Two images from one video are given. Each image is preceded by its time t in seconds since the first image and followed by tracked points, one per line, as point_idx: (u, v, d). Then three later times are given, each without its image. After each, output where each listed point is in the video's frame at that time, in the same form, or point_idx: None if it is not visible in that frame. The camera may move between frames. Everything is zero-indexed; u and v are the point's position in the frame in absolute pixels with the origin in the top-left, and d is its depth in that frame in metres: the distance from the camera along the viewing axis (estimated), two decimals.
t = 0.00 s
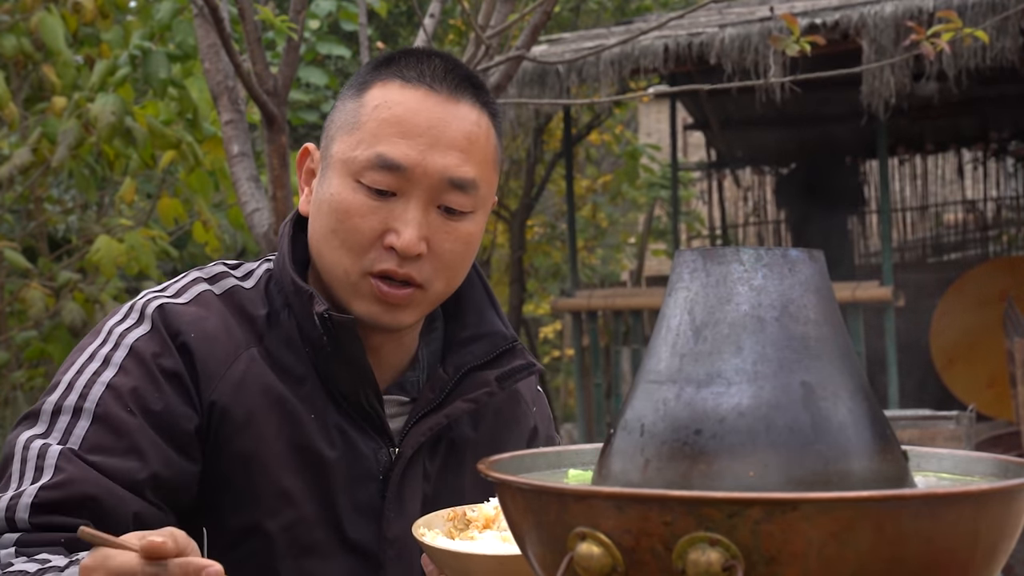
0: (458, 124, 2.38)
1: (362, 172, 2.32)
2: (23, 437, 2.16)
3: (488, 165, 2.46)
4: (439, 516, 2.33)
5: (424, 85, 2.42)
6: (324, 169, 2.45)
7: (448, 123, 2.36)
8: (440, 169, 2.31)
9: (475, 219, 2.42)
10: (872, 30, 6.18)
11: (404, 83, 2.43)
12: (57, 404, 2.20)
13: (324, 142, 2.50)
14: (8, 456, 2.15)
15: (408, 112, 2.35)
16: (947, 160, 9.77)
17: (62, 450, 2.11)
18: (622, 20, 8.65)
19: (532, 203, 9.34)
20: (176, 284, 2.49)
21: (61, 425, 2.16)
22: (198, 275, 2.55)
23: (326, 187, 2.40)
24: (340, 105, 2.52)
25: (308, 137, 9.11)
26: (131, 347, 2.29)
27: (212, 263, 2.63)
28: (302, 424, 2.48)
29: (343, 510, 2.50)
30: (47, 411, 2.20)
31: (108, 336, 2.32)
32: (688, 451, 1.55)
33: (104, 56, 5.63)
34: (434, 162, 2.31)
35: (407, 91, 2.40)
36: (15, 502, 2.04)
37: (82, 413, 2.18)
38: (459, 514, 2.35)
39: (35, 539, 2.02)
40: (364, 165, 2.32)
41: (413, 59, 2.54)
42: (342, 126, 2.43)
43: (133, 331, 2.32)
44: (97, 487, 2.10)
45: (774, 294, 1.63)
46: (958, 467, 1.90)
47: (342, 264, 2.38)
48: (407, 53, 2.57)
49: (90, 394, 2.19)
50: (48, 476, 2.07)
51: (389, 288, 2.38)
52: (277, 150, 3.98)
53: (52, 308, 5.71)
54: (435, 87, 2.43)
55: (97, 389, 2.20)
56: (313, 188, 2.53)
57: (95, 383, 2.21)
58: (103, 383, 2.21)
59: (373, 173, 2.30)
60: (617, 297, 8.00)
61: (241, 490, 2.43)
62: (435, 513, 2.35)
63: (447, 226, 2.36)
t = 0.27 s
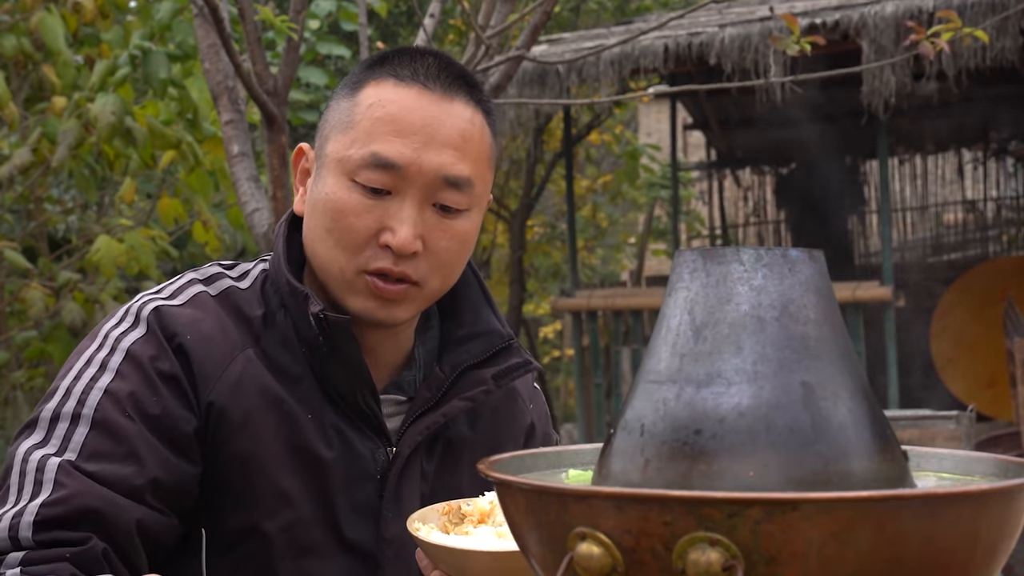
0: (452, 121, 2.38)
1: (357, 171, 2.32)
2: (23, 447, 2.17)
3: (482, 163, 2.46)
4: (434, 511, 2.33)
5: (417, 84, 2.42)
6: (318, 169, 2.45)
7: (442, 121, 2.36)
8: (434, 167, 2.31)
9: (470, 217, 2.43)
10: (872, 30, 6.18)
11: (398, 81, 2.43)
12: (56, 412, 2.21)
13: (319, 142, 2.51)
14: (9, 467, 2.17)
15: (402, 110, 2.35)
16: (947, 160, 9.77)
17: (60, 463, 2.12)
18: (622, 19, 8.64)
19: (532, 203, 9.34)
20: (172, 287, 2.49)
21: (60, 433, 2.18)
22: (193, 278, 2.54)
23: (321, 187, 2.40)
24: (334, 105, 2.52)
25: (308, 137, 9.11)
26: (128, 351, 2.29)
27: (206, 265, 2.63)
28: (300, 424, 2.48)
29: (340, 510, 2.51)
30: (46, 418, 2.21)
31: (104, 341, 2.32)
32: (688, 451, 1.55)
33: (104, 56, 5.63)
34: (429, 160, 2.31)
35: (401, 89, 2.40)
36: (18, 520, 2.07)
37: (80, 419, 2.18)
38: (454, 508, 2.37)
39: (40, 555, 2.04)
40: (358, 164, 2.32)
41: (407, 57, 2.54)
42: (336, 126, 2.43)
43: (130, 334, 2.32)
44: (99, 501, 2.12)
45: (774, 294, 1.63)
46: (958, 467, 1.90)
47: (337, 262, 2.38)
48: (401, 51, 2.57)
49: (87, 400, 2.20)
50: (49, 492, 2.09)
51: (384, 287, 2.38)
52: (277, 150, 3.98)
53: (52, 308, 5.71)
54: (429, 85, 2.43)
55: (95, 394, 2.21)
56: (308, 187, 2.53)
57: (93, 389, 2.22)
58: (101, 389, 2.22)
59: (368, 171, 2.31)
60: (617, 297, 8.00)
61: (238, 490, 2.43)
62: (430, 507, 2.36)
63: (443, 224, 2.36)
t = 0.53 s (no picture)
0: (448, 119, 2.38)
1: (354, 169, 2.32)
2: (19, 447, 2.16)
3: (479, 160, 2.45)
4: (432, 522, 2.29)
5: (414, 82, 2.42)
6: (315, 167, 2.45)
7: (439, 119, 2.36)
8: (431, 164, 2.31)
9: (467, 214, 2.42)
10: (872, 30, 6.18)
11: (394, 80, 2.43)
12: (52, 412, 2.20)
13: (315, 141, 2.50)
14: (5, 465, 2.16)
15: (399, 108, 2.35)
16: (947, 160, 9.77)
17: (57, 460, 2.11)
18: (622, 20, 8.64)
19: (531, 203, 9.34)
20: (168, 288, 2.50)
21: (57, 432, 2.17)
22: (190, 280, 2.55)
23: (318, 185, 2.39)
24: (330, 104, 2.52)
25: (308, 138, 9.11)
26: (125, 351, 2.29)
27: (200, 266, 2.65)
28: (297, 422, 2.48)
29: (338, 508, 2.50)
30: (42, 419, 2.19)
31: (100, 341, 2.32)
32: (688, 450, 1.55)
33: (104, 56, 5.64)
34: (426, 158, 2.30)
35: (398, 87, 2.40)
36: (14, 516, 2.06)
37: (77, 419, 2.18)
38: (453, 517, 2.34)
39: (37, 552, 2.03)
40: (355, 162, 2.32)
41: (404, 56, 2.54)
42: (333, 125, 2.43)
43: (126, 334, 2.32)
44: (96, 498, 2.11)
45: (774, 293, 1.63)
46: (958, 467, 1.90)
47: (335, 260, 2.38)
48: (397, 50, 2.57)
49: (83, 400, 2.20)
50: (46, 488, 2.08)
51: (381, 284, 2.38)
52: (277, 150, 3.99)
53: (52, 308, 5.71)
54: (425, 83, 2.43)
55: (91, 394, 2.20)
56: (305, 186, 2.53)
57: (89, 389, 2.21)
58: (97, 389, 2.21)
59: (365, 169, 2.30)
60: (617, 297, 8.00)
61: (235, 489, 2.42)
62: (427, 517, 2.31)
63: (440, 221, 2.36)
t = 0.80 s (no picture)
0: (455, 129, 2.37)
1: (358, 173, 2.31)
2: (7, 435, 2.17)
3: (481, 171, 2.45)
4: (414, 494, 2.33)
5: (422, 89, 2.42)
6: (318, 167, 2.43)
7: (446, 128, 2.36)
8: (437, 173, 2.30)
9: (467, 223, 2.42)
10: (873, 29, 6.18)
11: (402, 86, 2.42)
12: (40, 401, 2.20)
13: (318, 140, 2.49)
14: None
15: (407, 115, 2.34)
16: (947, 160, 9.78)
17: (43, 447, 2.12)
18: (622, 20, 8.64)
19: (531, 203, 9.34)
20: (160, 284, 2.52)
21: (44, 423, 2.17)
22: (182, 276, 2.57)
23: (320, 186, 2.38)
24: (335, 104, 2.51)
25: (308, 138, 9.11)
26: (113, 344, 2.30)
27: (195, 263, 2.67)
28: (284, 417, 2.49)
29: (328, 503, 2.51)
30: (30, 408, 2.20)
31: (89, 335, 2.34)
32: (688, 450, 1.55)
33: (104, 56, 5.64)
34: (431, 166, 2.30)
35: (406, 94, 2.39)
36: None
37: (64, 410, 2.18)
38: (434, 490, 2.37)
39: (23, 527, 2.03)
40: (361, 166, 2.31)
41: (413, 61, 2.54)
42: (338, 126, 2.42)
43: (114, 329, 2.34)
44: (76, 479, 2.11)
45: (774, 294, 1.63)
46: (958, 467, 1.90)
47: (333, 261, 2.37)
48: (406, 56, 2.56)
49: (70, 391, 2.20)
50: (31, 472, 2.08)
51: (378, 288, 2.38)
52: (278, 150, 4.00)
53: (52, 308, 5.72)
54: (433, 91, 2.42)
55: (79, 386, 2.21)
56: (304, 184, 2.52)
57: (76, 381, 2.22)
58: (84, 381, 2.22)
59: (370, 173, 2.30)
60: (617, 297, 7.99)
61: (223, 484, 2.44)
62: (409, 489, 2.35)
63: (440, 230, 2.36)
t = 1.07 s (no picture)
0: (474, 148, 2.37)
1: (376, 187, 2.30)
2: None
3: (496, 189, 2.46)
4: (414, 449, 2.45)
5: (443, 106, 2.41)
6: (332, 176, 2.42)
7: (465, 146, 2.36)
8: (454, 192, 2.30)
9: (477, 241, 2.42)
10: (873, 30, 6.18)
11: (424, 101, 2.42)
12: (32, 417, 2.23)
13: (333, 148, 2.48)
14: None
15: (428, 131, 2.34)
16: (947, 160, 9.78)
17: (29, 469, 2.14)
18: (622, 20, 8.64)
19: (531, 203, 9.34)
20: (155, 289, 2.53)
21: (34, 439, 2.20)
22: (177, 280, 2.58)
23: (334, 196, 2.37)
24: (353, 112, 2.50)
25: (308, 137, 9.10)
26: (104, 358, 2.31)
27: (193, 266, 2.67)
28: (277, 422, 2.49)
29: (323, 508, 2.51)
30: (22, 424, 2.24)
31: (82, 346, 2.35)
32: (688, 450, 1.55)
33: (104, 56, 5.64)
34: (450, 185, 2.30)
35: (427, 109, 2.39)
36: None
37: (53, 427, 2.21)
38: (436, 448, 2.46)
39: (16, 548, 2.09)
40: (378, 180, 2.30)
41: (432, 75, 2.54)
42: (356, 136, 2.41)
43: (104, 341, 2.34)
44: (62, 507, 2.14)
45: (774, 294, 1.63)
46: (958, 467, 1.90)
47: (342, 273, 2.36)
48: (427, 70, 2.56)
49: (59, 409, 2.22)
50: (18, 497, 2.12)
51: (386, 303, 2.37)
52: (278, 150, 4.00)
53: (52, 308, 5.72)
54: (454, 108, 2.42)
55: (67, 402, 2.23)
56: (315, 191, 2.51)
57: (65, 397, 2.24)
58: (73, 398, 2.24)
59: (387, 189, 2.29)
60: (617, 297, 7.99)
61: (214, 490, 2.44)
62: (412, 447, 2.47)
63: (452, 247, 2.36)
